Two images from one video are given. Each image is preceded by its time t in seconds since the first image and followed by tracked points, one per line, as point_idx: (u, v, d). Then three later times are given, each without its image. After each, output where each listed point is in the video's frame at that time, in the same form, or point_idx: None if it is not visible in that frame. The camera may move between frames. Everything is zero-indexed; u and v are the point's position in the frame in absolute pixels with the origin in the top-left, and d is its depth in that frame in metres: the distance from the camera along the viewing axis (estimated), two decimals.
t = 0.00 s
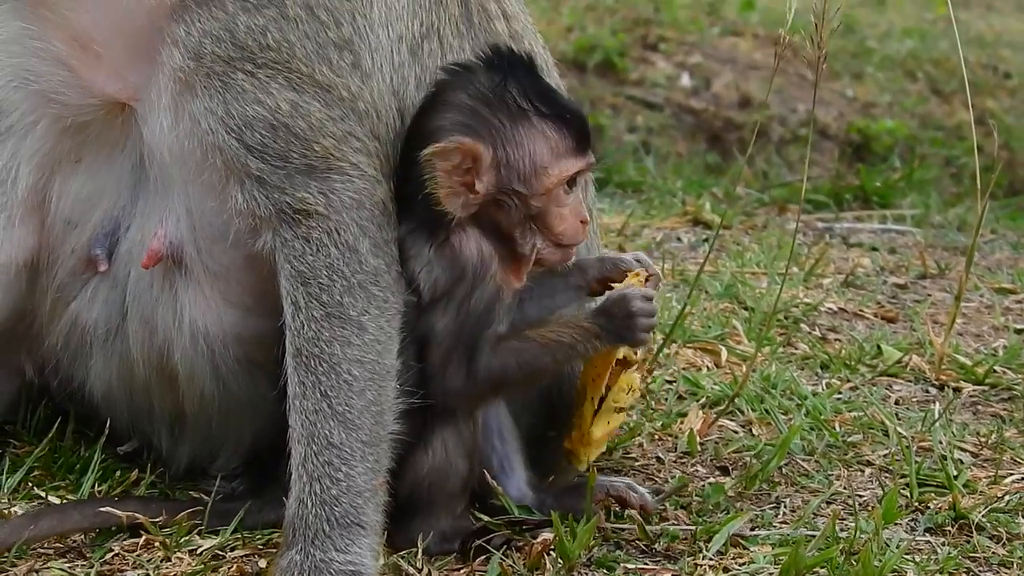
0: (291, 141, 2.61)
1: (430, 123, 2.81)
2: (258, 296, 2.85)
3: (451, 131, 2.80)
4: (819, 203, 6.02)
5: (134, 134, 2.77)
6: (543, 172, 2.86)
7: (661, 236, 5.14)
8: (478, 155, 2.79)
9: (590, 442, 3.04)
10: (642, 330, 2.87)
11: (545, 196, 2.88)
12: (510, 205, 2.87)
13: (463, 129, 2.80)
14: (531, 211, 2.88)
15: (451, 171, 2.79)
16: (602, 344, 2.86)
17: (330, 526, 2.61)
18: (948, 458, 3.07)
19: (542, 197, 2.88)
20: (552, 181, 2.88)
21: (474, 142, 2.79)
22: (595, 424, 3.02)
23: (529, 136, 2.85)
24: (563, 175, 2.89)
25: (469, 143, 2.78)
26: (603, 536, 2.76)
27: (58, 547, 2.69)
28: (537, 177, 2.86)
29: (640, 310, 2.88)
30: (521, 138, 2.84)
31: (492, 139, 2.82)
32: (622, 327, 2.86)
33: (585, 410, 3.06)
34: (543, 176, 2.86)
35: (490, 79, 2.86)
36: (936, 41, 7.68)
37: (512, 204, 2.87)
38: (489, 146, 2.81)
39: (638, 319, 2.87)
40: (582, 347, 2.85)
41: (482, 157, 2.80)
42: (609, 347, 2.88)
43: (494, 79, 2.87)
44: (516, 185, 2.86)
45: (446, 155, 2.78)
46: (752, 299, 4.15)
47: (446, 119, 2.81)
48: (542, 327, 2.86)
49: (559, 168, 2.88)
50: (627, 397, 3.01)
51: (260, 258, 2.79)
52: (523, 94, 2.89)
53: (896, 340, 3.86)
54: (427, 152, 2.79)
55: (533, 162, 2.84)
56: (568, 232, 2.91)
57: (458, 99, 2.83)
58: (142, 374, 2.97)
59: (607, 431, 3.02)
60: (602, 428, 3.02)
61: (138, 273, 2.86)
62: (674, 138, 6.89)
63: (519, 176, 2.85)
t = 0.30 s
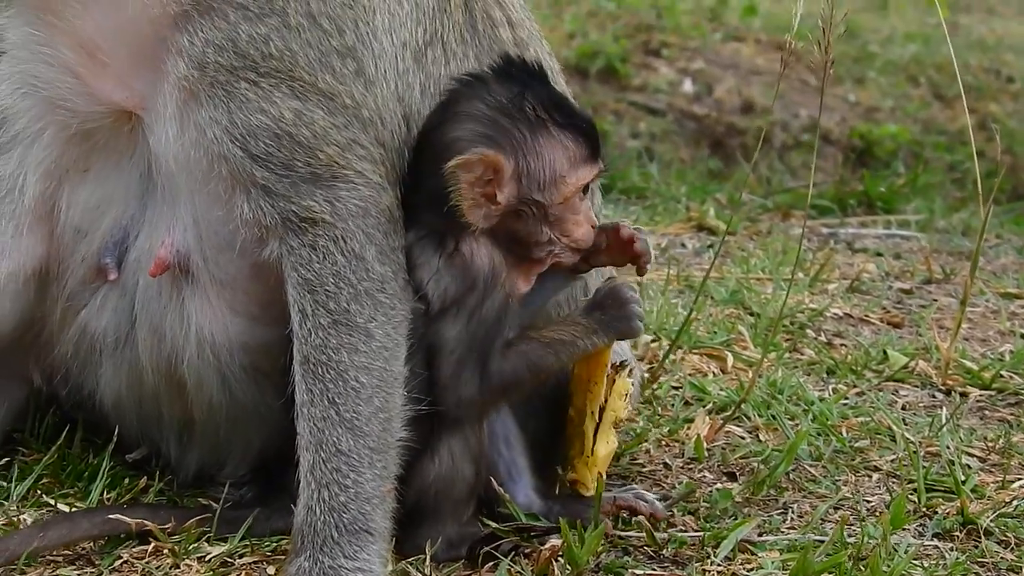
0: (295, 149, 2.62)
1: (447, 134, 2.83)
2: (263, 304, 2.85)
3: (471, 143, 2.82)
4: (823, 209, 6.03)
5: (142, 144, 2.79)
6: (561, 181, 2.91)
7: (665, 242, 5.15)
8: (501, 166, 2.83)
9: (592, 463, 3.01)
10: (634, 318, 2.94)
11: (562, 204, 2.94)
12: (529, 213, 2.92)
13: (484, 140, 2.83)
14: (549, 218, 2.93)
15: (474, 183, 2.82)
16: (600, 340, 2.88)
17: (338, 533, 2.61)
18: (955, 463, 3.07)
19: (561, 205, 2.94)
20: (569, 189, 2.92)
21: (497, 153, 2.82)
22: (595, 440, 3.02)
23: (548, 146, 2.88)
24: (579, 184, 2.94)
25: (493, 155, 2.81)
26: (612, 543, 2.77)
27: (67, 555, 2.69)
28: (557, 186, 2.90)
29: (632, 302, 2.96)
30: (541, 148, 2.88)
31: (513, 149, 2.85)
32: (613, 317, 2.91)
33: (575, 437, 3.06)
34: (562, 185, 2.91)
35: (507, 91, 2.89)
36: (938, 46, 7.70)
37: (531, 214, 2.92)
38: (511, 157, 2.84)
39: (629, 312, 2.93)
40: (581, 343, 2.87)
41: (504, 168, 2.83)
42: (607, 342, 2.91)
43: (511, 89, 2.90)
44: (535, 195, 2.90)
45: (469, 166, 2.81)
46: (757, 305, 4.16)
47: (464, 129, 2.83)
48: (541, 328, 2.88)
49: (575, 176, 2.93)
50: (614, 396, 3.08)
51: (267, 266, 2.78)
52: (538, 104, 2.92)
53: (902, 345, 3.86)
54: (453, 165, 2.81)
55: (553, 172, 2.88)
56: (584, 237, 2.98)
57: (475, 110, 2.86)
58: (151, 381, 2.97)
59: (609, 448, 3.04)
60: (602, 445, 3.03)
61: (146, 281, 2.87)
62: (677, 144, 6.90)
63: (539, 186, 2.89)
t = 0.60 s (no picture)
0: (308, 154, 2.64)
1: (451, 140, 2.81)
2: (274, 309, 2.86)
3: (477, 148, 2.79)
4: (834, 210, 6.02)
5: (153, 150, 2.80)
6: (567, 177, 2.87)
7: (676, 244, 5.15)
8: (508, 169, 2.80)
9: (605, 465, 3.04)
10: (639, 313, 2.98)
11: (570, 201, 2.90)
12: (539, 214, 2.88)
13: (489, 143, 2.80)
14: (557, 217, 2.89)
15: (483, 188, 2.80)
16: (608, 336, 2.92)
17: (351, 536, 2.62)
18: (968, 464, 3.06)
19: (569, 202, 2.89)
20: (576, 186, 2.88)
21: (504, 157, 2.79)
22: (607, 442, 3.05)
23: (552, 144, 2.85)
24: (586, 179, 2.90)
25: (500, 158, 2.79)
26: (624, 545, 2.76)
27: (80, 560, 2.71)
28: (563, 182, 2.86)
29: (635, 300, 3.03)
30: (546, 146, 2.84)
31: (519, 151, 2.82)
32: (619, 315, 2.96)
33: (585, 441, 3.08)
34: (569, 181, 2.87)
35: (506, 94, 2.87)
36: (948, 47, 7.69)
37: (539, 214, 2.88)
38: (518, 159, 2.81)
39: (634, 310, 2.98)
40: (589, 340, 2.90)
41: (511, 170, 2.80)
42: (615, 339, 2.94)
43: (510, 90, 2.88)
44: (543, 194, 2.86)
45: (478, 172, 2.78)
46: (769, 306, 4.16)
47: (469, 134, 2.81)
48: (548, 329, 2.91)
49: (582, 171, 2.88)
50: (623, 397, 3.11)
51: (279, 271, 2.79)
52: (539, 102, 2.89)
53: (914, 346, 3.86)
54: (460, 172, 2.78)
55: (560, 169, 2.84)
56: (591, 232, 2.94)
57: (479, 114, 2.83)
58: (163, 386, 2.98)
59: (619, 450, 3.07)
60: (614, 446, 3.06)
61: (158, 286, 2.88)
62: (687, 147, 6.90)
63: (546, 185, 2.85)
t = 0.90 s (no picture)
0: (343, 159, 2.65)
1: (474, 139, 2.82)
2: (304, 315, 2.87)
3: (497, 145, 2.80)
4: (858, 207, 5.99)
5: (179, 155, 2.79)
6: (588, 178, 2.87)
7: (701, 243, 5.14)
8: (525, 166, 2.78)
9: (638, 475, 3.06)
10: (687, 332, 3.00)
11: (592, 201, 2.89)
12: (561, 214, 2.87)
13: (506, 141, 2.80)
14: (579, 217, 2.88)
15: (499, 184, 2.78)
16: (656, 352, 2.93)
17: (380, 540, 2.63)
18: (998, 465, 3.05)
19: (591, 203, 2.89)
20: (597, 186, 2.88)
21: (521, 153, 2.78)
22: (644, 453, 3.06)
23: (571, 142, 2.84)
24: (607, 179, 2.89)
25: (517, 155, 2.77)
26: (653, 548, 2.76)
27: (108, 564, 2.72)
28: (583, 183, 2.86)
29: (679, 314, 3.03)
30: (565, 145, 2.84)
31: (537, 149, 2.81)
32: (670, 332, 2.96)
33: (620, 447, 3.08)
34: (589, 182, 2.86)
35: (528, 92, 2.87)
36: (971, 42, 7.66)
37: (561, 213, 2.87)
38: (536, 155, 2.80)
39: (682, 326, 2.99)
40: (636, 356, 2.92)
41: (529, 167, 2.79)
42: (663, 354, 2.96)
43: (532, 87, 2.88)
44: (564, 194, 2.85)
45: (493, 168, 2.77)
46: (795, 306, 4.14)
47: (489, 133, 2.82)
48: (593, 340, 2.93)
49: (602, 171, 2.88)
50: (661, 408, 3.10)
51: (310, 275, 2.81)
52: (561, 101, 2.89)
53: (942, 345, 3.84)
54: (474, 168, 2.78)
55: (580, 168, 2.84)
56: (617, 234, 2.92)
57: (500, 112, 2.84)
58: (189, 388, 2.98)
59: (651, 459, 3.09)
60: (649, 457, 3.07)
61: (185, 289, 2.88)
62: (709, 143, 6.87)
63: (566, 185, 2.85)
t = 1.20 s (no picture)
0: (378, 173, 2.69)
1: (505, 147, 2.88)
2: (336, 328, 2.90)
3: (522, 155, 2.85)
4: (887, 219, 5.99)
5: (212, 169, 2.83)
6: (613, 199, 2.88)
7: (731, 254, 5.15)
8: (545, 179, 2.82)
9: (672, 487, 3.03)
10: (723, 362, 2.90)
11: (616, 221, 2.90)
12: (581, 230, 2.89)
13: (531, 152, 2.85)
14: (602, 235, 2.90)
15: (515, 195, 2.83)
16: (687, 380, 2.89)
17: (412, 552, 2.65)
18: None
19: (614, 223, 2.90)
20: (621, 206, 2.89)
21: (541, 166, 2.83)
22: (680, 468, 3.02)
23: (598, 159, 2.87)
24: (632, 201, 2.90)
25: (536, 168, 2.81)
26: (685, 558, 2.78)
27: None
28: (606, 202, 2.88)
29: (722, 344, 2.91)
30: (590, 161, 2.87)
31: (560, 163, 2.85)
32: (703, 359, 2.90)
33: (656, 458, 3.05)
34: (613, 202, 2.88)
35: (563, 105, 2.91)
36: (998, 54, 7.65)
37: (581, 229, 2.89)
38: (558, 169, 2.85)
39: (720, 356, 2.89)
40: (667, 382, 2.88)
41: (550, 181, 2.83)
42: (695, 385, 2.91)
43: (569, 99, 2.92)
44: (585, 210, 2.88)
45: (510, 179, 2.83)
46: (826, 316, 4.15)
47: (517, 142, 2.87)
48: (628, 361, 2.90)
49: (628, 193, 2.89)
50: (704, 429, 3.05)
51: (343, 288, 2.85)
52: (596, 117, 2.92)
53: (973, 355, 3.83)
54: (492, 175, 2.84)
55: (602, 187, 2.86)
56: (642, 256, 2.91)
57: (532, 123, 2.90)
58: (220, 402, 2.98)
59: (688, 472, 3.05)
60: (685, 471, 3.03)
61: (215, 303, 2.89)
62: (737, 155, 6.87)
63: (587, 201, 2.88)
